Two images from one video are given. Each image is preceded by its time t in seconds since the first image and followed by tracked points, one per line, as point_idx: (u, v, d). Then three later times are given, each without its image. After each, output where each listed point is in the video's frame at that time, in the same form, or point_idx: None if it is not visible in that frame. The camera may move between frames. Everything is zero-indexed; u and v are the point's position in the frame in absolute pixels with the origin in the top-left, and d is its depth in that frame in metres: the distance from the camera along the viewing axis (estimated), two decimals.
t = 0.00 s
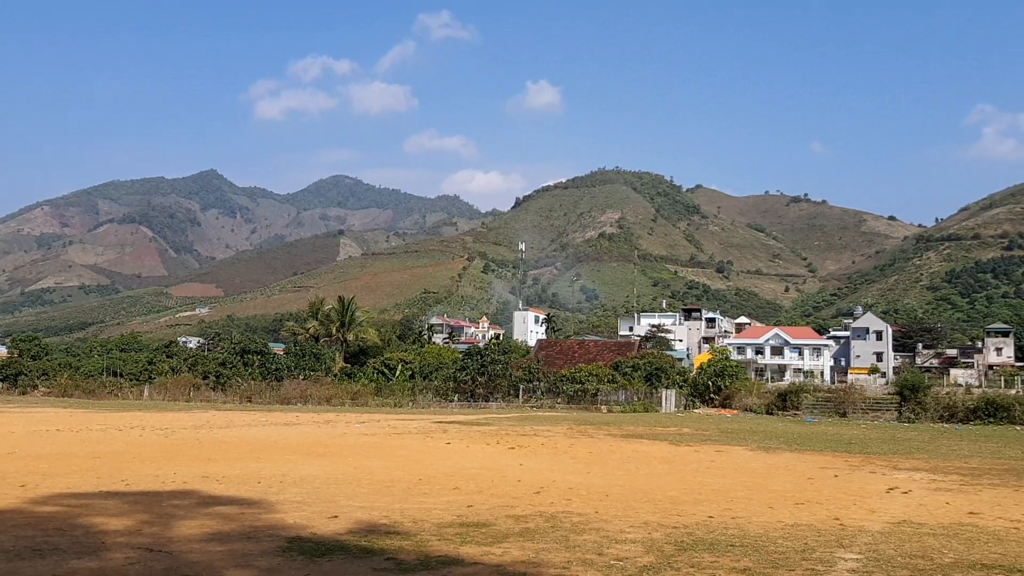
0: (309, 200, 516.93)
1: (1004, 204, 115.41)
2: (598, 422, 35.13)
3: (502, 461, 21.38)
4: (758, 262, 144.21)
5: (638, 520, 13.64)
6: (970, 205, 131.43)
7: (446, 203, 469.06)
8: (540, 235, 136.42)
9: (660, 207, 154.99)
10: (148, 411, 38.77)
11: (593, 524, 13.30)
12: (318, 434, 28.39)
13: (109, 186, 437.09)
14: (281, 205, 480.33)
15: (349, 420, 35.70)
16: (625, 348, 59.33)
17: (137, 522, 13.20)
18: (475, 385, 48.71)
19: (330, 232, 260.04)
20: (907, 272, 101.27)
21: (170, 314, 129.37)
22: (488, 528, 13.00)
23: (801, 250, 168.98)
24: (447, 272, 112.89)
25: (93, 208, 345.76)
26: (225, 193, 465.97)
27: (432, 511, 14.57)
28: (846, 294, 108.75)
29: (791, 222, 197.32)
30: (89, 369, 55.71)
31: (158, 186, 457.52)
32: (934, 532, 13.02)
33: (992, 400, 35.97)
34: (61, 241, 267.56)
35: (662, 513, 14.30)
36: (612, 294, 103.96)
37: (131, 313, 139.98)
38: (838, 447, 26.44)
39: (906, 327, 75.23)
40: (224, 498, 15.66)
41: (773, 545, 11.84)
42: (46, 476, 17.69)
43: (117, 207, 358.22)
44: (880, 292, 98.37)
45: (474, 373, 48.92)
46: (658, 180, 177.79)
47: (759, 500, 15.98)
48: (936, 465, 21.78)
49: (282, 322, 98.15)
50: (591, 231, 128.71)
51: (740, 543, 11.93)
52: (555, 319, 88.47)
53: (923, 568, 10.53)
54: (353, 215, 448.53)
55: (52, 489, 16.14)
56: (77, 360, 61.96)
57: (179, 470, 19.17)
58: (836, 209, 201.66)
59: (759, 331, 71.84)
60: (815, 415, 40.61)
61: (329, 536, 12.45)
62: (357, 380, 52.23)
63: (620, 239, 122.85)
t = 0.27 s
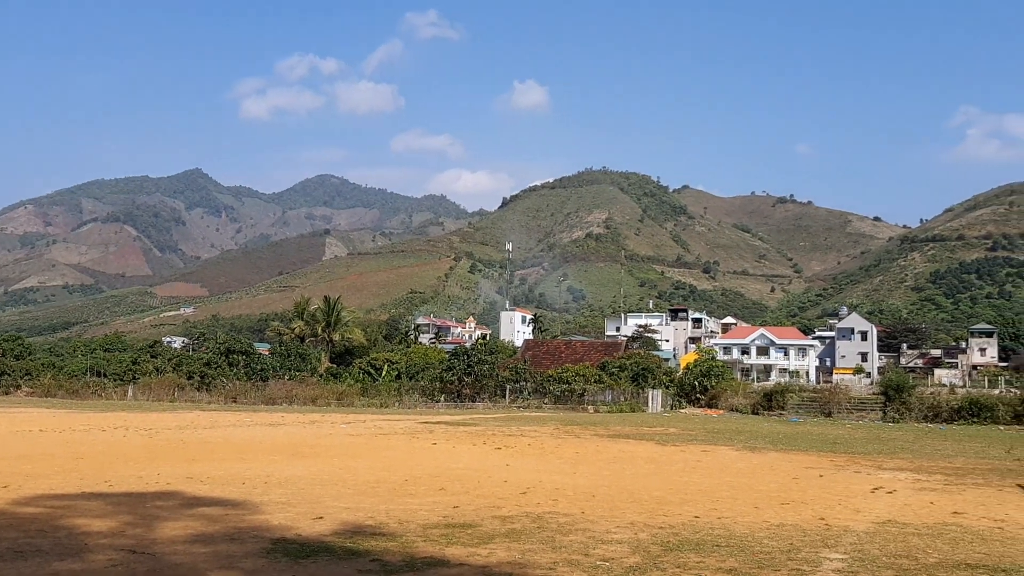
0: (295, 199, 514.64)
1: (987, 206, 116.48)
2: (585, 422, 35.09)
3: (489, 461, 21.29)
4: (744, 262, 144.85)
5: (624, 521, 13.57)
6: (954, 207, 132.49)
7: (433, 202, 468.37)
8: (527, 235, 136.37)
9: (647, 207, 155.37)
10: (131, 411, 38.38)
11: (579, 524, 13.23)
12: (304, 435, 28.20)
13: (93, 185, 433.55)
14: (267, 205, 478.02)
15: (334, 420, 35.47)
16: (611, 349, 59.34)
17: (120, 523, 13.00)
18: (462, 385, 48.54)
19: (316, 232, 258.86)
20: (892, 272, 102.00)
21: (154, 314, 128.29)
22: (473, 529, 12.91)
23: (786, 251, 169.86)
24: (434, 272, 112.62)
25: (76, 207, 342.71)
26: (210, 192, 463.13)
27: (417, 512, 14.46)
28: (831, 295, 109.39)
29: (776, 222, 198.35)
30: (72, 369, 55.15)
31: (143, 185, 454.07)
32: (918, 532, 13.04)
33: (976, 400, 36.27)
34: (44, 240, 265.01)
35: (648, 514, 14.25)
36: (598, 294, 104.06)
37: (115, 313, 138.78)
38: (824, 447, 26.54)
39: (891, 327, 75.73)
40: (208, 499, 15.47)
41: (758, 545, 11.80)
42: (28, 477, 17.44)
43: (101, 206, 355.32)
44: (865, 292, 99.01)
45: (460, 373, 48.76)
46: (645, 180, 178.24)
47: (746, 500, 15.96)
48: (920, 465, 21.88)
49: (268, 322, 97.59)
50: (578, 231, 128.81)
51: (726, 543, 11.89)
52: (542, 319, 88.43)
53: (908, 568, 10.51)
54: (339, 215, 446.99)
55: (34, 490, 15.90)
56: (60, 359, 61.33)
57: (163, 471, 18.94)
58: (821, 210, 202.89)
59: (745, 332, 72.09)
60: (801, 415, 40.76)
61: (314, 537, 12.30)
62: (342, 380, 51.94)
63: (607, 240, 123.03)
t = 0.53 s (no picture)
0: (264, 200, 509.61)
1: (951, 207, 118.67)
2: (557, 423, 35.08)
3: (461, 463, 21.14)
4: (714, 263, 146.27)
5: (597, 522, 13.52)
6: (920, 208, 134.73)
7: (404, 203, 466.49)
8: (498, 236, 136.34)
9: (618, 208, 156.17)
10: (97, 414, 37.69)
11: (551, 526, 13.16)
12: (274, 438, 27.84)
13: (56, 185, 425.68)
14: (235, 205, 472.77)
15: (304, 422, 35.10)
16: (583, 350, 59.47)
17: (86, 529, 12.69)
18: (433, 386, 48.29)
19: (286, 233, 256.61)
20: (859, 273, 103.48)
21: (120, 315, 126.34)
22: (445, 532, 12.76)
23: (755, 252, 171.65)
24: (405, 273, 112.13)
25: (39, 208, 336.49)
26: (177, 192, 456.97)
27: (388, 515, 14.29)
28: (799, 295, 110.75)
29: (745, 224, 200.44)
30: (35, 371, 54.05)
31: (108, 185, 446.75)
32: (887, 530, 13.14)
33: (941, 400, 36.92)
34: (5, 241, 259.66)
35: (620, 514, 14.22)
36: (570, 295, 104.32)
37: (80, 315, 136.34)
38: (794, 446, 26.76)
39: (858, 327, 76.77)
40: (176, 504, 15.16)
41: (730, 545, 11.80)
42: None
43: (64, 207, 348.94)
44: (833, 293, 100.35)
45: (432, 375, 48.52)
46: (615, 181, 179.15)
47: (717, 500, 16.00)
48: (888, 464, 22.13)
49: (236, 324, 96.45)
50: (549, 232, 129.02)
51: (698, 544, 11.88)
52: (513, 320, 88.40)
53: (877, 566, 10.56)
54: (308, 216, 443.45)
55: None
56: (24, 362, 60.15)
57: (130, 475, 18.54)
58: (789, 212, 205.45)
59: (715, 332, 72.66)
60: (770, 415, 41.14)
61: (284, 541, 12.10)
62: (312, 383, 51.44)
63: (578, 241, 123.40)
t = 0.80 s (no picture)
0: (244, 199, 505.93)
1: (929, 208, 119.93)
2: (539, 423, 35.01)
3: (443, 464, 21.02)
4: (695, 263, 146.94)
5: (579, 522, 13.46)
6: (899, 209, 136.11)
7: (385, 203, 464.85)
8: (480, 235, 136.19)
9: (600, 208, 156.48)
10: (75, 415, 37.17)
11: (534, 526, 13.09)
12: (253, 439, 27.53)
13: (32, 184, 420.29)
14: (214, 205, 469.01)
15: (285, 423, 34.84)
16: (564, 350, 59.48)
17: (64, 531, 12.45)
18: (414, 387, 48.03)
19: (266, 233, 254.85)
20: (839, 273, 104.33)
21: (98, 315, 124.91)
22: (427, 532, 12.64)
23: (736, 252, 172.63)
24: (386, 273, 111.66)
25: (14, 207, 331.91)
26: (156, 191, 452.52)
27: (370, 516, 14.15)
28: (779, 295, 111.52)
29: (726, 224, 201.60)
30: (11, 372, 53.30)
31: (85, 184, 441.58)
32: (868, 528, 13.19)
33: (920, 398, 37.28)
34: None
35: (603, 514, 14.16)
36: (552, 294, 104.37)
37: (57, 315, 134.62)
38: (774, 445, 26.87)
39: (838, 327, 77.34)
40: (156, 505, 14.92)
41: (712, 544, 11.79)
42: None
43: (40, 206, 344.48)
44: (813, 293, 101.14)
45: (413, 375, 48.30)
46: (597, 181, 179.57)
47: (699, 499, 15.99)
48: (868, 463, 22.27)
49: (216, 324, 95.59)
50: (531, 232, 129.01)
51: (680, 543, 11.85)
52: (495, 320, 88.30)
53: (858, 564, 10.58)
54: (289, 215, 440.74)
55: None
56: None
57: (108, 476, 18.24)
58: (770, 212, 206.90)
59: (696, 332, 72.94)
60: (751, 414, 41.34)
61: (265, 543, 11.93)
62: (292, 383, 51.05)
63: (560, 241, 123.54)
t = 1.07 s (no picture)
0: (224, 198, 501.62)
1: (907, 209, 121.19)
2: (520, 423, 34.97)
3: (424, 464, 20.90)
4: (676, 263, 147.70)
5: (560, 521, 13.43)
6: (877, 209, 137.47)
7: (366, 202, 462.76)
8: (461, 235, 135.94)
9: (581, 208, 156.66)
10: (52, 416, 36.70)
11: (515, 526, 13.04)
12: (233, 439, 27.29)
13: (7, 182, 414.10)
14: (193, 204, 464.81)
15: (264, 423, 34.52)
16: (546, 349, 59.52)
17: (39, 532, 12.22)
18: (395, 386, 47.86)
19: (246, 232, 252.85)
20: (818, 273, 105.23)
21: (75, 315, 123.33)
22: (408, 533, 12.54)
23: (716, 252, 173.58)
24: (367, 272, 111.15)
25: None
26: (133, 190, 447.82)
27: (351, 516, 14.02)
28: (759, 295, 112.27)
29: (707, 224, 202.74)
30: None
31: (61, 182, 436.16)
32: (848, 527, 13.25)
33: (898, 398, 37.67)
34: None
35: (584, 514, 14.12)
36: (533, 294, 104.40)
37: (32, 315, 132.85)
38: (754, 444, 27.00)
39: (817, 327, 77.96)
40: (134, 506, 14.68)
41: (692, 542, 11.81)
42: None
43: (15, 204, 339.70)
44: (792, 292, 101.94)
45: (394, 375, 48.09)
46: (579, 181, 179.92)
47: (680, 498, 16.01)
48: (847, 462, 22.41)
49: (195, 324, 94.72)
50: (512, 231, 128.92)
51: (660, 542, 11.85)
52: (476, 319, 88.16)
53: (838, 562, 10.62)
54: (268, 214, 437.69)
55: None
56: None
57: (86, 477, 17.96)
58: (749, 212, 208.33)
59: (677, 331, 73.25)
60: (731, 413, 41.58)
61: (244, 544, 11.76)
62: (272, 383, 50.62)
63: (541, 240, 123.63)
